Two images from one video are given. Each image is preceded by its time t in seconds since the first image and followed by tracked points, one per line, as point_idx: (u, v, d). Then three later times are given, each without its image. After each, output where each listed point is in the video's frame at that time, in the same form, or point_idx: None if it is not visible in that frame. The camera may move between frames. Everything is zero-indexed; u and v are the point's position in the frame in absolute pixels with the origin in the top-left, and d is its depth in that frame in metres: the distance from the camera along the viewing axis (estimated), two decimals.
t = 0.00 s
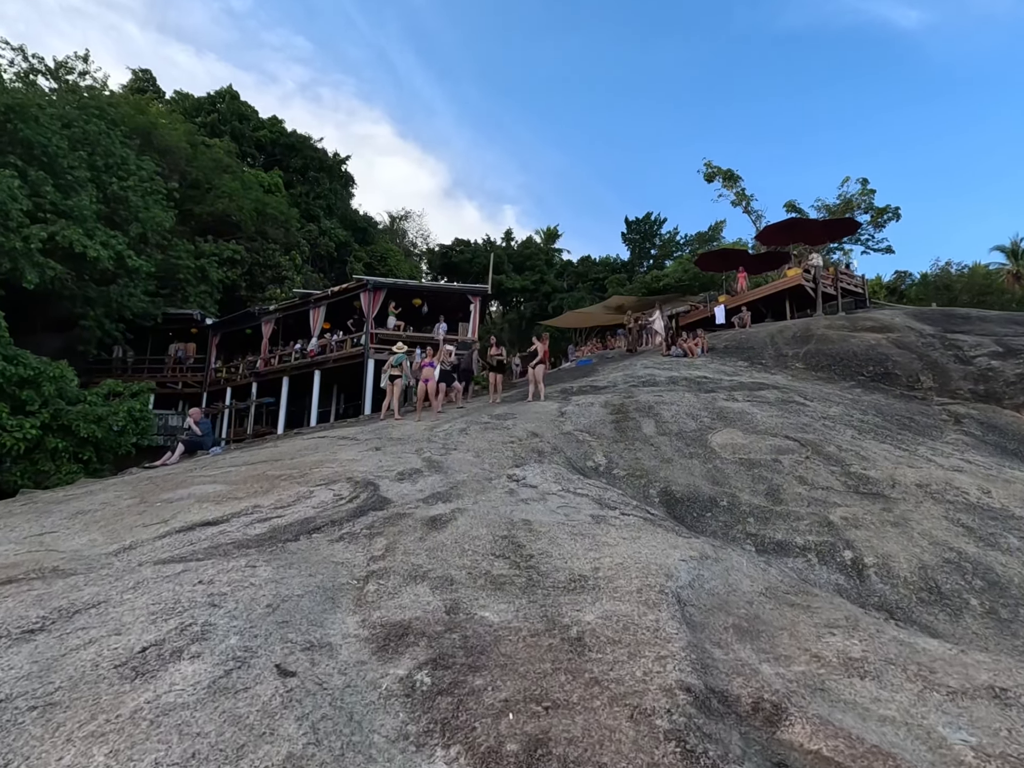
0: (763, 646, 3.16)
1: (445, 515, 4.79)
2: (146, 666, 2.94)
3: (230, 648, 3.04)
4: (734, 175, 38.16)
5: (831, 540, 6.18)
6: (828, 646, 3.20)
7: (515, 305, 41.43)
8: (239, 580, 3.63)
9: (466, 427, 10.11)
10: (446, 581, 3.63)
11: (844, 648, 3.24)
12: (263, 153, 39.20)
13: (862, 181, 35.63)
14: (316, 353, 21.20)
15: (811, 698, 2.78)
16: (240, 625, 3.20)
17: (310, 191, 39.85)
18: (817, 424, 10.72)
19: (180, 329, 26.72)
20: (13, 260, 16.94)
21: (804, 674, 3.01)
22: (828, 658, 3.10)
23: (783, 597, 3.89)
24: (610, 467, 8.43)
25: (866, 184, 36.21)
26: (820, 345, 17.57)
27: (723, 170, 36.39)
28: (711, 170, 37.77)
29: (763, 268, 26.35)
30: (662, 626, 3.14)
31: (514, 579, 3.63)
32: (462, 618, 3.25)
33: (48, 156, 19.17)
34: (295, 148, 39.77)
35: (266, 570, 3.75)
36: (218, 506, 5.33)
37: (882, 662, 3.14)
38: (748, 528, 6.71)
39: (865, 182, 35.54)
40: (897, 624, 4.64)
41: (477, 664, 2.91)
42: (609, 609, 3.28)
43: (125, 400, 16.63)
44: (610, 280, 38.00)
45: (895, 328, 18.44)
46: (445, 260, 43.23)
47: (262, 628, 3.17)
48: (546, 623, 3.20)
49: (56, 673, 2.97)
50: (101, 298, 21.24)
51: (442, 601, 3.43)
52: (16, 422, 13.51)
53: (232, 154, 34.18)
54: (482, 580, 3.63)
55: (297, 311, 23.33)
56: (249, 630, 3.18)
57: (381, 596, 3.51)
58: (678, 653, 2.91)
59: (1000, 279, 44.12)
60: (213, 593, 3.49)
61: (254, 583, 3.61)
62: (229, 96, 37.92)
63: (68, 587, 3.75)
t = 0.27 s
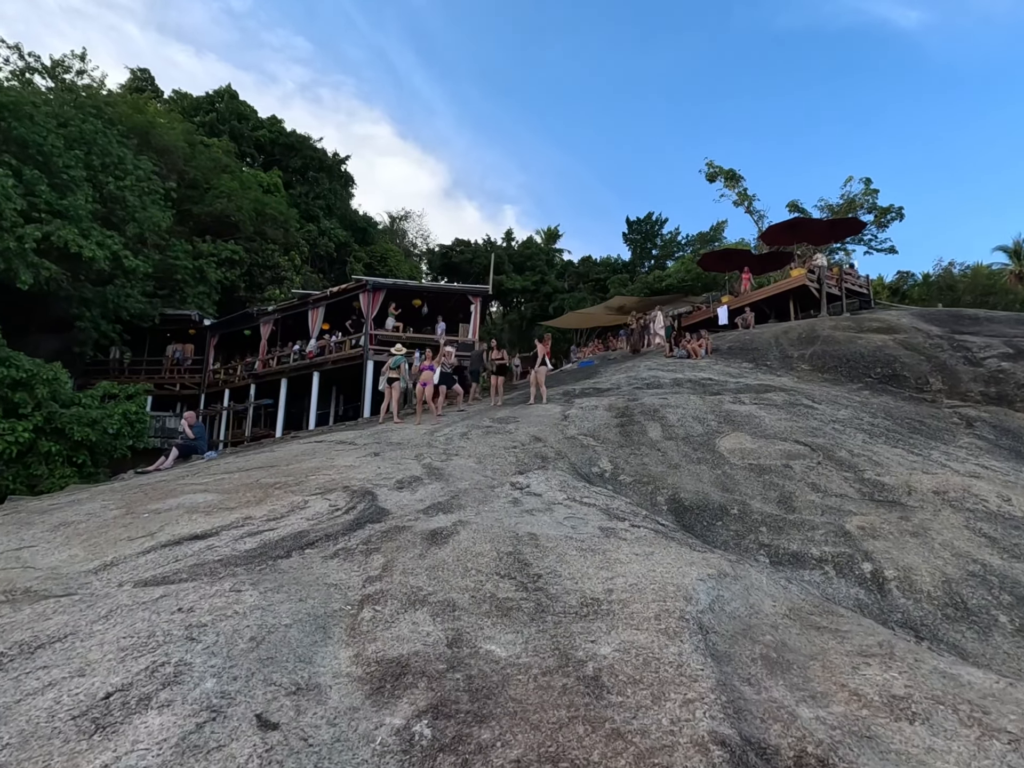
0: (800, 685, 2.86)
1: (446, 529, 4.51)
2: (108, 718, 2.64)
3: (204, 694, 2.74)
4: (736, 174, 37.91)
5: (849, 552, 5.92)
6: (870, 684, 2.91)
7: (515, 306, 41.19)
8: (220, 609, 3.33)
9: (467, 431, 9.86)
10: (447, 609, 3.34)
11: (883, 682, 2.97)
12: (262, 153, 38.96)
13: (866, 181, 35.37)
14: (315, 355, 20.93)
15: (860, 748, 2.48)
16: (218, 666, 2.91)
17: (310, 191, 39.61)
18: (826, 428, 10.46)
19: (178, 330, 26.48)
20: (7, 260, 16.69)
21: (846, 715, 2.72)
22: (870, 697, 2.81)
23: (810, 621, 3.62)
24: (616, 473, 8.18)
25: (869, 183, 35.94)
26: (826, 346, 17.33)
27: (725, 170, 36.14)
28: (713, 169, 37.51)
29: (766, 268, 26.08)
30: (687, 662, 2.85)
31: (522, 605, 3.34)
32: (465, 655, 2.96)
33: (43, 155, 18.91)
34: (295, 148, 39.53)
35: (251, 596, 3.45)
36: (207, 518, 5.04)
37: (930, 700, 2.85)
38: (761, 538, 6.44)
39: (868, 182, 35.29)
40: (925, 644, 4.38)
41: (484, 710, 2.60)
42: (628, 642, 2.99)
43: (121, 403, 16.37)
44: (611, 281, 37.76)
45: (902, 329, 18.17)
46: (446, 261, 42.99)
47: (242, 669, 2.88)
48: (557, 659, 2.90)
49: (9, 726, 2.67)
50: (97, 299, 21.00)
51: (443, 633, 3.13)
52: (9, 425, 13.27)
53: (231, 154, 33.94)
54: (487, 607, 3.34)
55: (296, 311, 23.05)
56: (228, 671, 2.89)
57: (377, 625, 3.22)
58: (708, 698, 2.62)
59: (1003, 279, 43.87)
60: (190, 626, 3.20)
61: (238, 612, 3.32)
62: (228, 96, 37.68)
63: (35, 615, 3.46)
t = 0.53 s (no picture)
0: (837, 717, 2.59)
1: (443, 534, 4.24)
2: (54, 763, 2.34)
3: (167, 732, 2.45)
4: (737, 173, 37.67)
5: (865, 556, 5.67)
6: (915, 714, 2.63)
7: (514, 305, 40.93)
8: (190, 632, 3.03)
9: (466, 431, 9.58)
10: (444, 627, 3.06)
11: (926, 709, 2.71)
12: (259, 151, 38.64)
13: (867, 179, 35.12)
14: (311, 353, 20.64)
15: None
16: (183, 699, 2.61)
17: (307, 189, 39.30)
18: (834, 427, 10.21)
19: (174, 328, 26.19)
20: None
21: (890, 751, 2.45)
22: (915, 729, 2.55)
23: (835, 636, 3.35)
24: (619, 475, 7.92)
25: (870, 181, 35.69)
26: (829, 345, 17.10)
27: (726, 168, 35.88)
28: (713, 167, 37.26)
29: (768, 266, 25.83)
30: (712, 691, 2.58)
31: (525, 623, 3.07)
32: (464, 684, 2.67)
33: (35, 150, 18.60)
34: (292, 145, 39.21)
35: (229, 614, 3.17)
36: (189, 523, 4.76)
37: (982, 731, 2.57)
38: (771, 542, 6.18)
39: (869, 180, 35.05)
40: (953, 658, 4.13)
41: (485, 754, 2.31)
42: (644, 667, 2.71)
43: (113, 402, 16.08)
44: (611, 279, 37.50)
45: (907, 327, 17.94)
46: (444, 259, 42.71)
47: (213, 703, 2.60)
48: (567, 689, 2.62)
49: None
50: (91, 297, 20.70)
51: (439, 657, 2.85)
52: None
53: (227, 151, 33.61)
54: (489, 626, 3.06)
55: (292, 309, 22.74)
56: (201, 702, 2.60)
57: (366, 647, 2.95)
58: (738, 734, 2.36)
59: (1004, 278, 43.66)
60: (156, 650, 2.91)
61: (214, 632, 3.03)
62: (224, 92, 37.34)
63: None
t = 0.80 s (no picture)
0: None
1: (442, 557, 3.95)
2: None
3: None
4: (737, 172, 37.44)
5: (885, 573, 5.40)
6: None
7: (512, 305, 40.67)
8: (159, 685, 2.70)
9: (465, 437, 9.31)
10: (445, 674, 2.77)
11: None
12: (255, 150, 38.29)
13: (868, 178, 34.93)
14: (307, 355, 20.33)
15: None
16: None
17: (304, 188, 38.97)
18: (842, 432, 9.96)
19: (168, 329, 25.86)
20: None
21: None
22: None
23: (871, 674, 3.09)
24: (624, 483, 7.65)
25: (871, 180, 35.50)
26: (832, 347, 16.88)
27: (726, 167, 35.67)
28: (713, 167, 37.05)
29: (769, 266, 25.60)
30: (750, 756, 2.30)
31: (535, 668, 2.78)
32: (468, 750, 2.38)
33: (25, 148, 18.25)
34: (288, 144, 38.86)
35: (206, 659, 2.86)
36: (171, 543, 4.46)
37: None
38: (785, 557, 5.92)
39: (870, 179, 34.88)
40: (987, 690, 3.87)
41: None
42: (671, 726, 2.43)
43: (104, 405, 15.75)
44: (610, 279, 37.26)
45: (911, 329, 17.72)
46: (442, 259, 42.42)
47: None
48: (585, 755, 2.33)
49: None
50: (83, 297, 20.37)
51: (440, 714, 2.55)
52: None
53: (223, 150, 33.25)
54: (495, 672, 2.77)
55: (289, 310, 22.42)
56: None
57: (357, 700, 2.64)
58: None
59: (1004, 278, 43.52)
60: (119, 707, 2.58)
61: (186, 685, 2.70)
62: (220, 91, 36.96)
63: None
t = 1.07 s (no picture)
0: None
1: (447, 575, 3.70)
2: None
3: None
4: (736, 172, 37.28)
5: (907, 585, 5.18)
6: None
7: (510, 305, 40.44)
8: (129, 736, 2.38)
9: (465, 441, 9.06)
10: (455, 716, 2.49)
11: None
12: (251, 149, 37.97)
13: (867, 178, 34.80)
14: (304, 356, 20.05)
15: None
16: None
17: (300, 188, 38.67)
18: (850, 436, 9.75)
19: (163, 330, 25.53)
20: None
21: None
22: None
23: (914, 706, 2.86)
24: (630, 490, 7.42)
25: (870, 180, 35.37)
26: (836, 347, 16.69)
27: (725, 167, 35.51)
28: (712, 167, 36.89)
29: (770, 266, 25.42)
30: None
31: (555, 709, 2.50)
32: None
33: (16, 146, 17.93)
34: (284, 143, 38.52)
35: (186, 703, 2.55)
36: (158, 559, 4.19)
37: None
38: (801, 567, 5.70)
39: (869, 179, 34.77)
40: None
41: None
42: None
43: (96, 407, 15.44)
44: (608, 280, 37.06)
45: (914, 329, 17.55)
46: (439, 259, 42.16)
47: None
48: None
49: None
50: (75, 297, 20.05)
51: None
52: None
53: (218, 148, 32.92)
54: (511, 714, 2.49)
55: (285, 311, 22.10)
56: None
57: (357, 749, 2.35)
58: None
59: (1002, 278, 43.42)
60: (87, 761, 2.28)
61: (163, 736, 2.40)
62: (215, 89, 36.58)
63: None
